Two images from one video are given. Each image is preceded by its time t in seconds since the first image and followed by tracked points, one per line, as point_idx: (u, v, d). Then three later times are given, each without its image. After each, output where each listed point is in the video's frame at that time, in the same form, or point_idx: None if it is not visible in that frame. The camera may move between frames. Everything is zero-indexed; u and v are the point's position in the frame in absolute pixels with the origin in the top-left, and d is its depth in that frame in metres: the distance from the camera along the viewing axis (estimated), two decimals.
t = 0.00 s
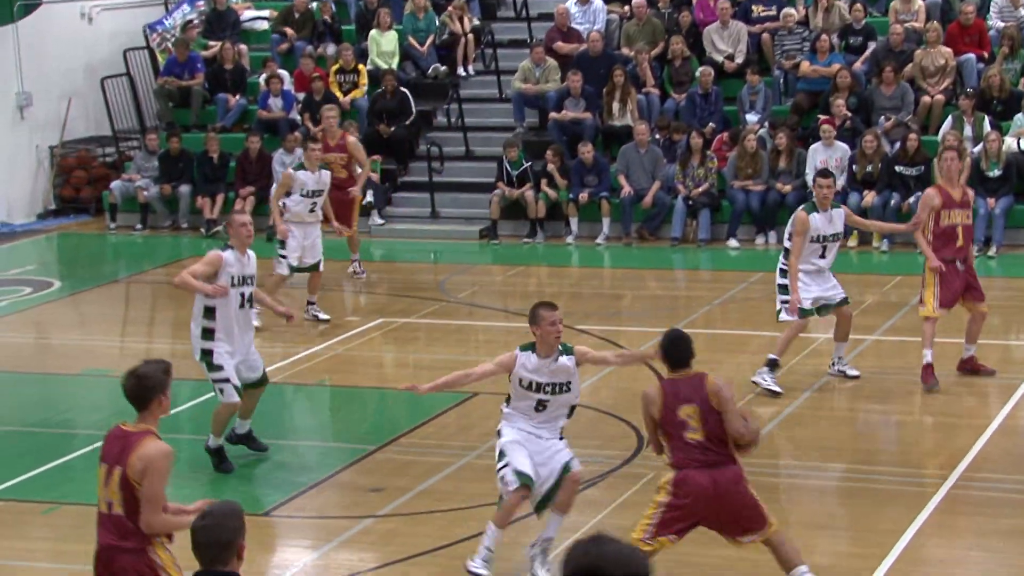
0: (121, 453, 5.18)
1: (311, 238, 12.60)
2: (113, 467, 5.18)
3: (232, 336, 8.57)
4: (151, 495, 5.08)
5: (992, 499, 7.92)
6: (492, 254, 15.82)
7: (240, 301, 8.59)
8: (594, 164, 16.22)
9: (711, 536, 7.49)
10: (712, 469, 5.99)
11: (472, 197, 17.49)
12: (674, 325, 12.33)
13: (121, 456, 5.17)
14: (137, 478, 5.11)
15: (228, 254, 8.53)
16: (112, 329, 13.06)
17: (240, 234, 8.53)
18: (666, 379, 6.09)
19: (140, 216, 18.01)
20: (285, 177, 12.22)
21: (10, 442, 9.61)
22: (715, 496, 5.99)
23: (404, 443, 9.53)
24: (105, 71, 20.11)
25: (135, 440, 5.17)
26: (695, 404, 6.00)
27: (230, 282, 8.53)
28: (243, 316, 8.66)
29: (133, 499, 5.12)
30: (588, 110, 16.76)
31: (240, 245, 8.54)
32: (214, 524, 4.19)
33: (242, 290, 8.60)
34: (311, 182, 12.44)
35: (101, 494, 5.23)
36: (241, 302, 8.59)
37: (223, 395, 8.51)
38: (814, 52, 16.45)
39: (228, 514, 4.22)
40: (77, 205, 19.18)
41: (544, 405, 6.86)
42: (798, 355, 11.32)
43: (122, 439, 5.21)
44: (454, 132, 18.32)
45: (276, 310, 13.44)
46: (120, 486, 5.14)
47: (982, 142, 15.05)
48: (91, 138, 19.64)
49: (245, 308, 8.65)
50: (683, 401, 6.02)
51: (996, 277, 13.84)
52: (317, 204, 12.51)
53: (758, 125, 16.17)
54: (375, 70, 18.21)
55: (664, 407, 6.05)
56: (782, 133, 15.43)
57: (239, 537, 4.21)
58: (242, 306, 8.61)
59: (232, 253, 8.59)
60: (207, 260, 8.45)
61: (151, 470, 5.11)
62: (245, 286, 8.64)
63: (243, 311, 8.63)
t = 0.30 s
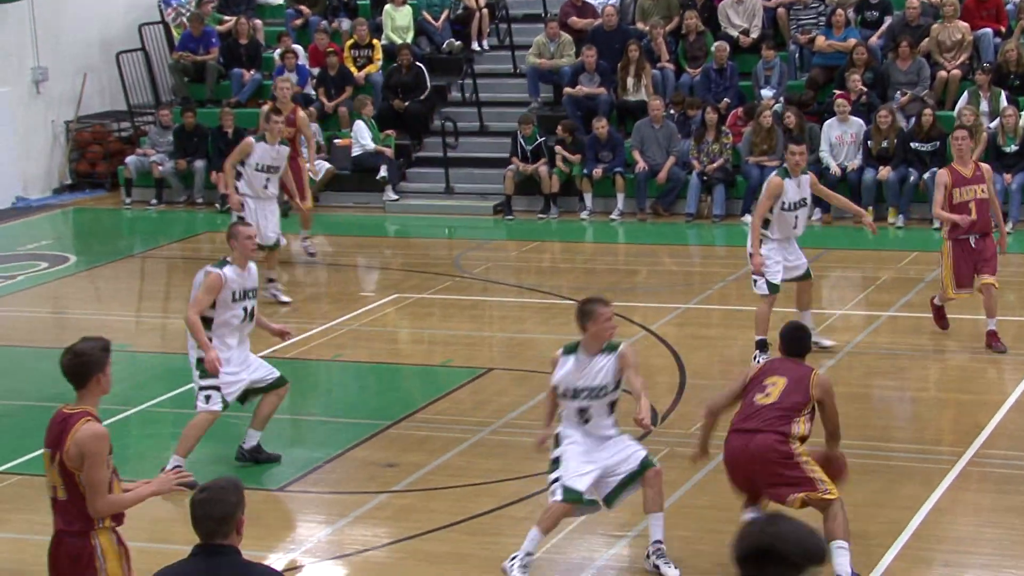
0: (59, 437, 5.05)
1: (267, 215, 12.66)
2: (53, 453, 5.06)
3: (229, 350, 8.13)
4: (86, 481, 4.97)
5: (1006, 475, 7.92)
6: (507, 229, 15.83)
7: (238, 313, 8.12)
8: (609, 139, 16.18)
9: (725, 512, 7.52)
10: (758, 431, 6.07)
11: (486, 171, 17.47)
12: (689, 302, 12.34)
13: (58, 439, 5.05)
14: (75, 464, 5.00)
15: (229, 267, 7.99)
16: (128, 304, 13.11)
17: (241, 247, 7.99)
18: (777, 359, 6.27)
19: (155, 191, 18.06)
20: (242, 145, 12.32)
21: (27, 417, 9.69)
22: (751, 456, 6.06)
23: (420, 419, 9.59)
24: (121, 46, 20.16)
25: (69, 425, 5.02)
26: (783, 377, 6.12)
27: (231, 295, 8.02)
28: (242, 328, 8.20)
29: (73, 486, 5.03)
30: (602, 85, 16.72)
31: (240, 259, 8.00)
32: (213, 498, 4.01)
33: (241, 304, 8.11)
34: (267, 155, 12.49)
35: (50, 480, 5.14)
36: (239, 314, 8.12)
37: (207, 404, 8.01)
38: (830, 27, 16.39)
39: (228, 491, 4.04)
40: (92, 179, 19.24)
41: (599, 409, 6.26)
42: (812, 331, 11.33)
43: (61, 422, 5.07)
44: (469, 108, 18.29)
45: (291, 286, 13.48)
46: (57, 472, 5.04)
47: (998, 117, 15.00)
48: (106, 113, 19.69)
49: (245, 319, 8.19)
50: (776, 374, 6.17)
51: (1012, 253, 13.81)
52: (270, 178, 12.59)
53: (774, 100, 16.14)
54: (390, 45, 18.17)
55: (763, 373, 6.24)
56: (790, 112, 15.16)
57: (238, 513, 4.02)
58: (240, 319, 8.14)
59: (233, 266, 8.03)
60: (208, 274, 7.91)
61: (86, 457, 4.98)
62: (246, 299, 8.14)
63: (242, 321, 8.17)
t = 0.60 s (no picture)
0: None
1: (204, 220, 12.06)
2: None
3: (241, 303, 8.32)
4: (36, 463, 4.81)
5: (978, 453, 7.98)
6: (482, 209, 15.82)
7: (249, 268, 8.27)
8: (584, 119, 16.18)
9: (699, 491, 7.57)
10: (746, 370, 6.79)
11: (463, 151, 17.45)
12: (663, 281, 12.38)
13: None
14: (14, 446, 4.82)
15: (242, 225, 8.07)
16: (101, 285, 13.04)
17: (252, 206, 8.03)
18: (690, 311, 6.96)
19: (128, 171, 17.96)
20: (176, 154, 11.55)
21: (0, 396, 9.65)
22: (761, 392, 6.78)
23: (395, 399, 9.58)
24: (93, 25, 20.00)
25: None
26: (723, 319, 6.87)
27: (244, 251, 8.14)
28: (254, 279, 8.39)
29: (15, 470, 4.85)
30: (578, 65, 16.62)
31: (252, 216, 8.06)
32: (190, 476, 3.94)
33: (253, 259, 8.23)
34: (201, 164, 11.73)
35: None
36: (251, 271, 8.28)
37: (221, 357, 8.24)
38: (805, 7, 16.41)
39: (204, 471, 3.96)
40: (65, 158, 19.22)
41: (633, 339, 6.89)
42: (787, 310, 11.37)
43: None
44: (444, 87, 18.22)
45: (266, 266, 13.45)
46: None
47: (971, 98, 15.05)
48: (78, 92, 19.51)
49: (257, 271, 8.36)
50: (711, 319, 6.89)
51: (985, 232, 13.88)
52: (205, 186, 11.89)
53: (749, 80, 16.13)
54: (364, 25, 18.09)
55: (689, 326, 6.91)
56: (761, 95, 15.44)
57: (215, 493, 3.95)
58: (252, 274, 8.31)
59: (246, 222, 8.10)
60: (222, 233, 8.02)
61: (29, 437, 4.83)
62: (258, 254, 8.27)
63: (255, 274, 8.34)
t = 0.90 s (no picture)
0: None
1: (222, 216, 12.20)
2: None
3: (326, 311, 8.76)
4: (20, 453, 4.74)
5: (1005, 449, 7.98)
6: (505, 202, 15.85)
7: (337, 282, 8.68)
8: (604, 112, 16.11)
9: (722, 485, 7.60)
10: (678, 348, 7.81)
11: (483, 144, 17.38)
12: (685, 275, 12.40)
13: None
14: None
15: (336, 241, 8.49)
16: (125, 278, 13.11)
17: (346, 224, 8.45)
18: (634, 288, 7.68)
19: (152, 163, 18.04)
20: (191, 154, 11.79)
21: (28, 388, 9.71)
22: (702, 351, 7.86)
23: (418, 393, 9.62)
24: (116, 18, 20.09)
25: None
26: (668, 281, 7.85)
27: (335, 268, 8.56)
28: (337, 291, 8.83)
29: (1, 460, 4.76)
30: (598, 58, 16.62)
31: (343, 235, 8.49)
32: (203, 471, 3.87)
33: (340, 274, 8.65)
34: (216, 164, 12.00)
35: None
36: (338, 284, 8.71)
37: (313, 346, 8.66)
38: None
39: (218, 462, 3.90)
40: (89, 153, 19.18)
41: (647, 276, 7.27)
42: (811, 305, 11.38)
43: None
44: (463, 81, 18.22)
45: (288, 259, 13.51)
46: None
47: (995, 91, 15.00)
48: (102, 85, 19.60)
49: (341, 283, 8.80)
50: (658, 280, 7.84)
51: (1009, 227, 13.84)
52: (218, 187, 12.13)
53: (770, 73, 15.98)
54: (386, 17, 18.26)
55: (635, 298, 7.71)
56: (781, 91, 15.44)
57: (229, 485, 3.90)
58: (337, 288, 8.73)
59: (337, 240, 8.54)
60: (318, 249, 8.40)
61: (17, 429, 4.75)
62: (345, 268, 8.71)
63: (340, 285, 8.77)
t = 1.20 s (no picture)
0: (130, 430, 4.96)
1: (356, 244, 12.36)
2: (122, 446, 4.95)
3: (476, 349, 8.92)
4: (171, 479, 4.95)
5: None
6: (627, 231, 15.84)
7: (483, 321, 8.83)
8: (729, 141, 16.08)
9: (851, 523, 7.44)
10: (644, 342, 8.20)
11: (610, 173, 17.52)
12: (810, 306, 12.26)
13: (125, 433, 4.96)
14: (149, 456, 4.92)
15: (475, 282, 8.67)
16: (253, 305, 13.38)
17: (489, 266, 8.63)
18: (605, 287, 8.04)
19: (279, 192, 18.48)
20: (320, 185, 12.11)
21: (161, 413, 9.93)
22: (659, 359, 8.14)
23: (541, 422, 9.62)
24: (244, 49, 20.83)
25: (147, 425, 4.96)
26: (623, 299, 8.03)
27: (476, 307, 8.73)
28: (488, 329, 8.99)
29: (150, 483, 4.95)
30: (721, 87, 16.58)
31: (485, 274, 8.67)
32: (288, 499, 3.93)
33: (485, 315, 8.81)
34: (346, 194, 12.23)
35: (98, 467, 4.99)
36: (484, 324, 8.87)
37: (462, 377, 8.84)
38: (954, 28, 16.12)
39: (301, 491, 3.97)
40: (217, 181, 19.71)
41: (792, 285, 7.54)
42: (940, 337, 11.14)
43: (134, 419, 4.99)
44: (587, 109, 18.29)
45: (411, 287, 13.67)
46: (126, 465, 4.93)
47: None
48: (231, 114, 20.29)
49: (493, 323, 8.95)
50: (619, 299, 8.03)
51: None
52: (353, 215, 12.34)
53: (897, 100, 15.75)
54: (509, 46, 18.35)
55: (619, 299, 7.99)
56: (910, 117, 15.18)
57: (311, 512, 3.97)
58: (485, 330, 8.89)
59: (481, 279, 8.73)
60: (456, 286, 8.64)
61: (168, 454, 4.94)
62: (493, 308, 8.84)
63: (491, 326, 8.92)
